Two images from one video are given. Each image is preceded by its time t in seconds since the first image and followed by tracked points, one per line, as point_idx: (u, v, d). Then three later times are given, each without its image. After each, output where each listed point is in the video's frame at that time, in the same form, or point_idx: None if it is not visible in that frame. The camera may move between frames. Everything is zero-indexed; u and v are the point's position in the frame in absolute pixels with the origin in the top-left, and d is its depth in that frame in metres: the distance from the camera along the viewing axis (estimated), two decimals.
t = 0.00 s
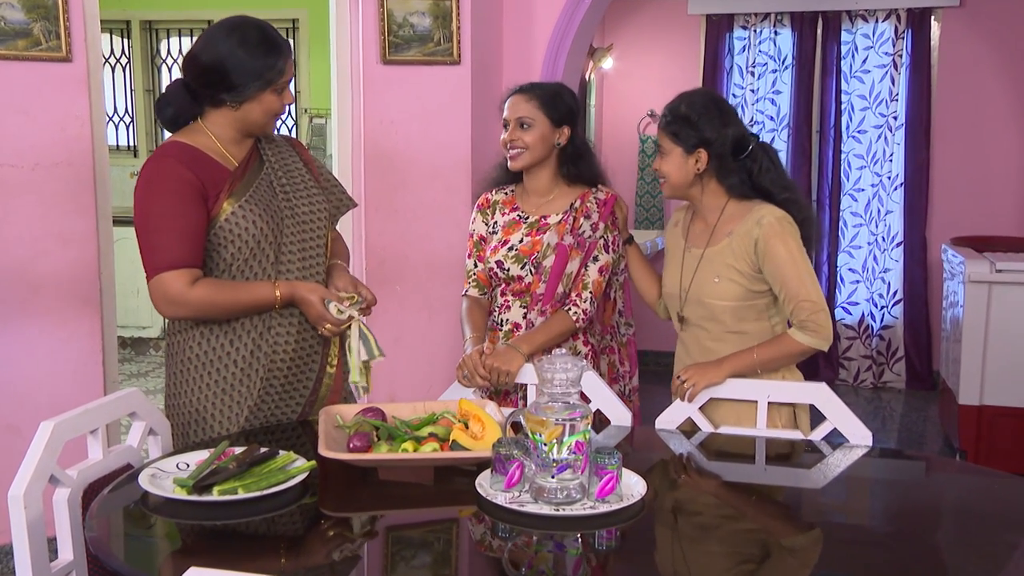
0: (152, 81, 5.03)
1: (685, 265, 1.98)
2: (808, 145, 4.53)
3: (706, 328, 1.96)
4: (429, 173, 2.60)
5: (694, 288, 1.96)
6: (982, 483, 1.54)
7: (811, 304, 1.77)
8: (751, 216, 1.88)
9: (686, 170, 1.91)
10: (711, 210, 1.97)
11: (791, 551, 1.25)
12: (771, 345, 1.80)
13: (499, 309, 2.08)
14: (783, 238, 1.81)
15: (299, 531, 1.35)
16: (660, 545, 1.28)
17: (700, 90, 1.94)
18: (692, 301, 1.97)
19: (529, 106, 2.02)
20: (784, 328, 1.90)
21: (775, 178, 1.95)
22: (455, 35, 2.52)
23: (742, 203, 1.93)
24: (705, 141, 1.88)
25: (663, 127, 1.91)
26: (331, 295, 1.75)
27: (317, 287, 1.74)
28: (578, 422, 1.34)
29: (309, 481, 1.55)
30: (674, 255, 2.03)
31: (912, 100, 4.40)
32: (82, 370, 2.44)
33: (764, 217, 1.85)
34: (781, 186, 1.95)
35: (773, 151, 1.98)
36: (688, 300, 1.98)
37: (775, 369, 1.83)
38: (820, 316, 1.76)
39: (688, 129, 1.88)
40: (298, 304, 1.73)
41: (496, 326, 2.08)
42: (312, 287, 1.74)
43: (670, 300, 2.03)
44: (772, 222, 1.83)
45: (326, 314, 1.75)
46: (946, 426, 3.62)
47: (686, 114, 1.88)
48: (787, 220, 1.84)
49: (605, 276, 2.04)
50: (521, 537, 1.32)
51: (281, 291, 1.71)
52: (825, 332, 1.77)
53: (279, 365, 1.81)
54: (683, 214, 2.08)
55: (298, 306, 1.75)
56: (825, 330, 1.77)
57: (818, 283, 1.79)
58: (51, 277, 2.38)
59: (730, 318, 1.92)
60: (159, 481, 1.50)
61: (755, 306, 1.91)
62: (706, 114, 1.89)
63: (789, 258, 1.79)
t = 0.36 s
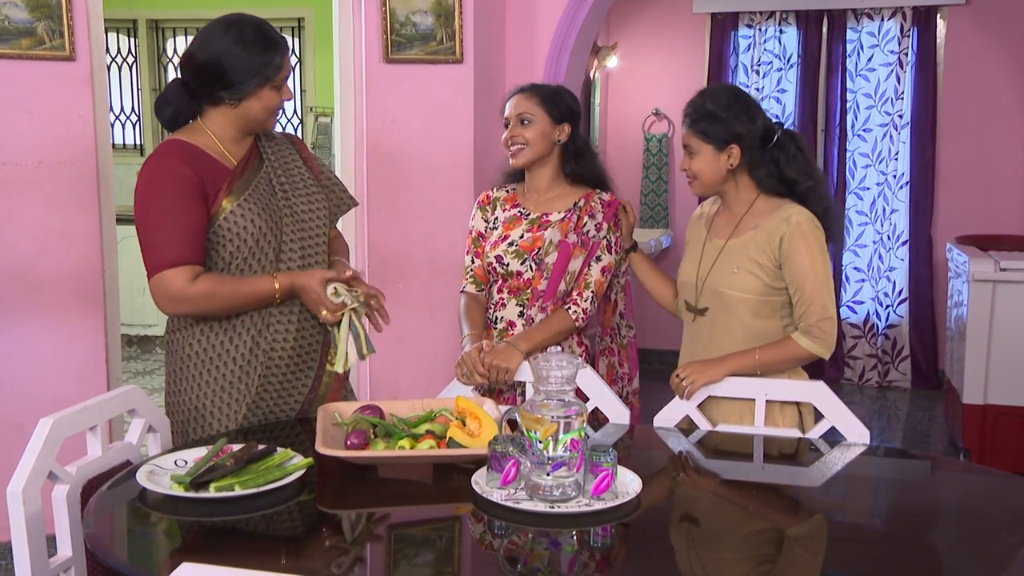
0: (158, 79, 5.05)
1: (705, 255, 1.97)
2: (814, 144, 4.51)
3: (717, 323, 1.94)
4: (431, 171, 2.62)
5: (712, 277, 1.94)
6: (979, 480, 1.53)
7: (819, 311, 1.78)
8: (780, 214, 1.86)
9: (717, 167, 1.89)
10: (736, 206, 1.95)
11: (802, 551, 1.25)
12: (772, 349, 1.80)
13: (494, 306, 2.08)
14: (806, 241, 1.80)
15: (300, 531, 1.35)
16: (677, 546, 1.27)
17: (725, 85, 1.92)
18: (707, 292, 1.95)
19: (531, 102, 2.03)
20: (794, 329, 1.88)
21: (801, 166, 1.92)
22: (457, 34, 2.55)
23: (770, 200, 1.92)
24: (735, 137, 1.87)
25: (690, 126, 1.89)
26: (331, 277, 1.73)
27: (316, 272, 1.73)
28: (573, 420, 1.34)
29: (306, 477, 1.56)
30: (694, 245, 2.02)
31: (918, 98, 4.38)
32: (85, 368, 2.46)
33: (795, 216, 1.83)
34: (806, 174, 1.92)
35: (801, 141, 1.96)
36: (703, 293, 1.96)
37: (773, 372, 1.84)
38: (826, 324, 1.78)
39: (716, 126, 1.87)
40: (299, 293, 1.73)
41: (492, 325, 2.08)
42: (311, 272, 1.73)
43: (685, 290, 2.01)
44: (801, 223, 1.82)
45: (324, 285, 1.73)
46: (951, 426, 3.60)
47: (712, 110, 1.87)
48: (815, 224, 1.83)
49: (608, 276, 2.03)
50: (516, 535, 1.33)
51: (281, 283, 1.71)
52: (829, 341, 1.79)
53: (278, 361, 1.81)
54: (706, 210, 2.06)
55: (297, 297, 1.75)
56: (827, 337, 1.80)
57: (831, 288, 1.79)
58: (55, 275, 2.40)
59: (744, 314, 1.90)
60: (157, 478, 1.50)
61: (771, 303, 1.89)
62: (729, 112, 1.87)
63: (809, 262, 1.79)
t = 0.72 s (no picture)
0: (166, 78, 5.08)
1: (711, 253, 1.97)
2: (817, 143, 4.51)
3: (720, 319, 1.94)
4: (434, 170, 2.64)
5: (719, 274, 1.94)
6: (972, 475, 1.54)
7: (819, 313, 1.79)
8: (790, 214, 1.87)
9: (730, 164, 1.90)
10: (746, 203, 1.96)
11: (804, 542, 1.27)
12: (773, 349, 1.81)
13: (496, 306, 2.10)
14: (812, 242, 1.81)
15: (303, 525, 1.37)
16: (682, 541, 1.28)
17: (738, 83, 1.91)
18: (713, 288, 1.95)
19: (524, 98, 2.06)
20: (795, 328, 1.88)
21: (813, 168, 1.93)
22: (460, 33, 2.56)
23: (779, 200, 1.93)
24: (750, 135, 1.87)
25: (704, 123, 1.89)
26: (339, 275, 1.77)
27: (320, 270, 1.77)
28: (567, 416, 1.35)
29: (303, 472, 1.58)
30: (699, 241, 2.01)
31: (922, 97, 4.38)
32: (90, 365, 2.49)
33: (804, 219, 1.84)
34: (817, 176, 1.93)
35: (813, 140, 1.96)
36: (709, 288, 1.96)
37: (771, 371, 1.85)
38: (825, 327, 1.79)
39: (731, 124, 1.87)
40: (303, 292, 1.77)
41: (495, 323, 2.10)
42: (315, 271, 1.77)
43: (691, 285, 2.01)
44: (810, 225, 1.83)
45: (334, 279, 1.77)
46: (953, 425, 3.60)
47: (728, 108, 1.87)
48: (823, 227, 1.84)
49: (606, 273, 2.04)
50: (510, 530, 1.34)
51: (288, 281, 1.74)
52: (826, 343, 1.81)
53: (278, 357, 1.83)
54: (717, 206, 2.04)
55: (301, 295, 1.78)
56: (826, 339, 1.81)
57: (834, 292, 1.80)
58: (61, 273, 2.43)
59: (746, 311, 1.91)
60: (157, 473, 1.52)
61: (773, 303, 1.90)
62: (746, 111, 1.87)
63: (813, 264, 1.80)
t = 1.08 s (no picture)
0: (175, 79, 5.12)
1: (711, 251, 1.97)
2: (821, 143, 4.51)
3: (720, 318, 1.95)
4: (437, 170, 2.66)
5: (722, 273, 1.94)
6: (964, 472, 1.55)
7: (814, 309, 1.81)
8: (791, 211, 1.88)
9: (726, 166, 1.90)
10: (745, 202, 1.97)
11: (803, 542, 1.28)
12: (769, 345, 1.82)
13: (504, 306, 2.10)
14: (812, 239, 1.83)
15: (303, 520, 1.38)
16: (683, 544, 1.28)
17: (736, 83, 1.93)
18: (716, 287, 1.96)
19: (525, 97, 2.07)
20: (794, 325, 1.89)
21: (809, 166, 1.94)
22: (462, 35, 2.58)
23: (779, 198, 1.94)
24: (745, 136, 1.88)
25: (701, 123, 1.90)
26: (340, 285, 1.81)
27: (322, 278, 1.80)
28: (562, 415, 1.37)
29: (302, 469, 1.59)
30: (699, 242, 2.01)
31: (925, 97, 4.37)
32: (96, 364, 2.51)
33: (805, 214, 1.85)
34: (814, 175, 1.94)
35: (810, 138, 1.97)
36: (711, 287, 1.96)
37: (771, 368, 1.86)
38: (822, 321, 1.80)
39: (726, 124, 1.88)
40: (302, 295, 1.79)
41: (502, 322, 2.10)
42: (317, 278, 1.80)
43: (693, 286, 2.00)
44: (810, 219, 1.84)
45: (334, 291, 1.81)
46: (955, 425, 3.59)
47: (723, 109, 1.89)
48: (823, 221, 1.86)
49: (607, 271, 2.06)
50: (507, 527, 1.35)
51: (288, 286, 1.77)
52: (822, 336, 1.82)
53: (281, 355, 1.85)
54: (710, 210, 2.04)
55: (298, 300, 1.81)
56: (821, 334, 1.83)
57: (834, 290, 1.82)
58: (67, 272, 2.46)
59: (749, 308, 1.91)
60: (157, 471, 1.54)
61: (779, 299, 1.90)
62: (743, 112, 1.88)
63: (813, 261, 1.81)
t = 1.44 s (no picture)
0: (185, 81, 5.15)
1: (710, 255, 1.97)
2: (828, 145, 4.49)
3: (722, 319, 1.95)
4: (443, 171, 2.67)
5: (721, 275, 1.94)
6: (965, 471, 1.55)
7: (814, 308, 1.81)
8: (786, 210, 1.88)
9: (726, 164, 1.91)
10: (738, 204, 1.97)
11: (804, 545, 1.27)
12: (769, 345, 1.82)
13: (509, 305, 2.11)
14: (810, 238, 1.83)
15: (308, 518, 1.39)
16: (682, 547, 1.27)
17: (737, 84, 1.94)
18: (716, 289, 1.95)
19: (533, 102, 2.07)
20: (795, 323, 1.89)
21: (806, 168, 1.95)
22: (469, 37, 2.61)
23: (774, 198, 1.94)
24: (747, 136, 1.89)
25: (702, 121, 1.90)
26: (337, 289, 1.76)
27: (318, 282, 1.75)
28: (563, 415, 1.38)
29: (304, 468, 1.61)
30: (697, 245, 2.01)
31: (933, 98, 4.36)
32: (105, 363, 2.54)
33: (802, 213, 1.85)
34: (811, 177, 1.95)
35: (809, 145, 1.98)
36: (712, 290, 1.96)
37: (772, 368, 1.86)
38: (823, 319, 1.80)
39: (730, 123, 1.88)
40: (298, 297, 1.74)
41: (507, 322, 2.11)
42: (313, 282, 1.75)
43: (692, 289, 2.01)
44: (808, 220, 1.84)
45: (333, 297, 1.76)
46: (963, 427, 3.58)
47: (725, 109, 1.89)
48: (821, 222, 1.85)
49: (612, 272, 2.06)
50: (508, 527, 1.36)
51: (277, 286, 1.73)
52: (824, 335, 1.82)
53: (284, 351, 1.83)
54: (705, 207, 2.06)
55: (293, 300, 1.76)
56: (822, 331, 1.82)
57: (834, 288, 1.82)
58: (76, 272, 2.48)
59: (750, 309, 1.91)
60: (160, 470, 1.55)
61: (781, 298, 1.90)
62: (745, 113, 1.89)
63: (812, 260, 1.81)
